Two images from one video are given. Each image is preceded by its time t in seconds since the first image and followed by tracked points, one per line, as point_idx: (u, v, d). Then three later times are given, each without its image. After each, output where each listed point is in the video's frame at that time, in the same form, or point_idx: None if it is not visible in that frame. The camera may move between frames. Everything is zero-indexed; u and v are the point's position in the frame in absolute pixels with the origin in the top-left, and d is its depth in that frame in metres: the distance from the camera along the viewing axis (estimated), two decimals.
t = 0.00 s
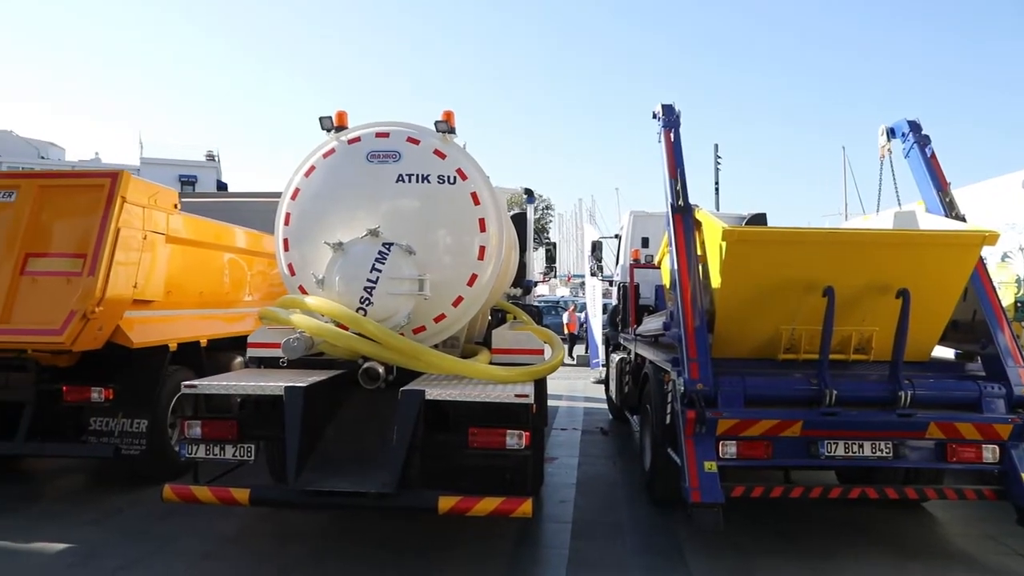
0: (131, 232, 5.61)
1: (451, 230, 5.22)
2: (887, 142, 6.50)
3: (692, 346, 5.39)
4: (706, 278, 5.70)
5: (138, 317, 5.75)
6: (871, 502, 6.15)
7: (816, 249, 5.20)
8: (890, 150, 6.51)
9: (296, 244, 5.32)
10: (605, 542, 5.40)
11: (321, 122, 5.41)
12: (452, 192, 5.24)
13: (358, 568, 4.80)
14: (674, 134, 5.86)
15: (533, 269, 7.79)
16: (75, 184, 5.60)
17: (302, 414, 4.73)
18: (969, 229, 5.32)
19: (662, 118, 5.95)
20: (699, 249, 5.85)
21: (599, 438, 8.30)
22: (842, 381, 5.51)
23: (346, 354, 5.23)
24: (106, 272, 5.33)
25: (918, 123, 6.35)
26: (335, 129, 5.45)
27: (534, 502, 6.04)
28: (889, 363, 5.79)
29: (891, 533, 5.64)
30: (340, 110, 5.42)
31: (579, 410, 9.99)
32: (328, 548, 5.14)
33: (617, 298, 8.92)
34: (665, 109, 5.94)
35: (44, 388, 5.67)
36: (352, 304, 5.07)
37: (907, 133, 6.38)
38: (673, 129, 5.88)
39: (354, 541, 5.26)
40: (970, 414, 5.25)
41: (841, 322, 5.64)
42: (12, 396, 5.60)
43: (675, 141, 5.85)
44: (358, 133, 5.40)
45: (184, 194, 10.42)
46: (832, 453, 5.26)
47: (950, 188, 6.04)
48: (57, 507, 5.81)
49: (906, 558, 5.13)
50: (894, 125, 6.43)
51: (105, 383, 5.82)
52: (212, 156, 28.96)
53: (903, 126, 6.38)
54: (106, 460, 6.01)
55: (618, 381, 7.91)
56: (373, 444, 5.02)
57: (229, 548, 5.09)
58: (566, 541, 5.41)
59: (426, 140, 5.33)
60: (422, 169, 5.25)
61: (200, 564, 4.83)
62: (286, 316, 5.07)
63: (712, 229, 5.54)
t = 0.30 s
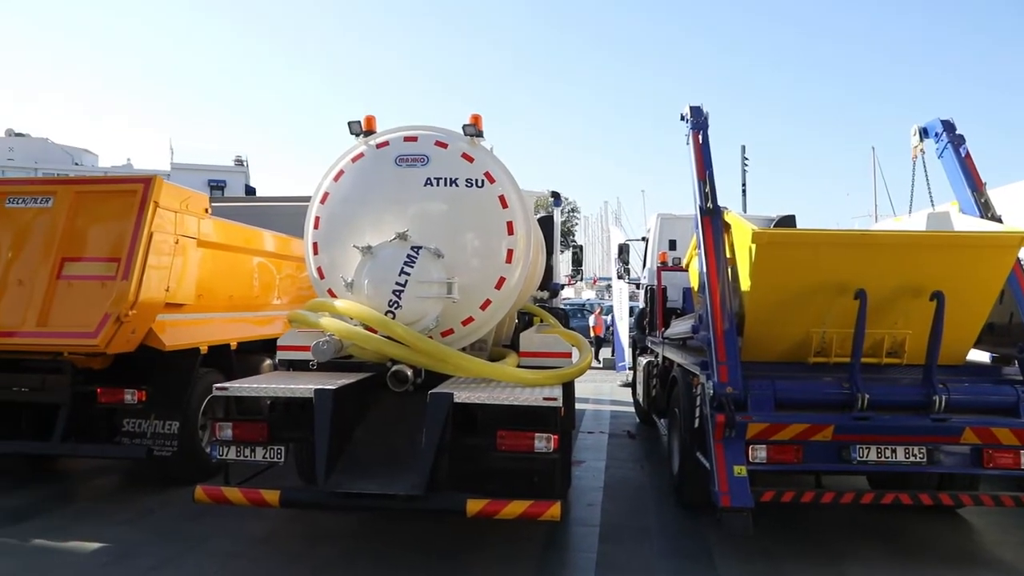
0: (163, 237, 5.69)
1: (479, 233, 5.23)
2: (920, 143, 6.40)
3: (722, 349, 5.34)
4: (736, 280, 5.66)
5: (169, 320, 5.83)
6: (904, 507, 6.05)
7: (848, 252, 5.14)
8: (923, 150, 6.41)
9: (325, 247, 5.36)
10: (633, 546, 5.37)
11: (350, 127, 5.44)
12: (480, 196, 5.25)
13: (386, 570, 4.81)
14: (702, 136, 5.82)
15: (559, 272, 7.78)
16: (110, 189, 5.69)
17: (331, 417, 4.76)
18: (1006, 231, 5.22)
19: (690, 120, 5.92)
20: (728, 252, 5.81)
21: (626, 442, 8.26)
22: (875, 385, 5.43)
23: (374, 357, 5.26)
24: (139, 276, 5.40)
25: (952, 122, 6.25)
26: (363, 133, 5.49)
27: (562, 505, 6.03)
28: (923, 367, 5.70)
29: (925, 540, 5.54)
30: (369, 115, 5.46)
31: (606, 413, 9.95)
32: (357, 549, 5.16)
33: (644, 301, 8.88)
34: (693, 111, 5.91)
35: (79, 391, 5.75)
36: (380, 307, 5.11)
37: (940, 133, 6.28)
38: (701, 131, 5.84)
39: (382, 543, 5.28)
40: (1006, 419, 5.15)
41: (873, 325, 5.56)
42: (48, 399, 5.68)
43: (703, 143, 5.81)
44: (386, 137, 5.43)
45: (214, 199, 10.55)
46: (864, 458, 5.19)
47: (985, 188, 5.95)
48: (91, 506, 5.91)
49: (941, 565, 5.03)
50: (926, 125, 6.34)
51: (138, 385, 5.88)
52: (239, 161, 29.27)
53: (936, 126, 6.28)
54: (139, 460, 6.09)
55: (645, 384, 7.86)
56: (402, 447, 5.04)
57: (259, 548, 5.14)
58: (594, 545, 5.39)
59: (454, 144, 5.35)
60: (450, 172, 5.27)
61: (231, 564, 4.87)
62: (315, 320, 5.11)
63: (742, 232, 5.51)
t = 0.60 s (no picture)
0: (183, 236, 5.74)
1: (497, 231, 5.23)
2: (943, 138, 6.32)
3: (742, 347, 5.31)
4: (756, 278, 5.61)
5: (190, 318, 5.87)
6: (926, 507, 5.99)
7: (869, 249, 5.09)
8: (946, 146, 6.32)
9: (344, 246, 5.38)
10: (652, 545, 5.35)
11: (368, 126, 5.46)
12: (498, 194, 5.25)
13: (405, 567, 4.83)
14: (721, 133, 5.79)
15: (577, 270, 7.76)
16: (132, 189, 5.74)
17: (350, 415, 4.78)
18: None
19: (709, 117, 5.88)
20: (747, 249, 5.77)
21: (644, 440, 8.23)
22: (897, 383, 5.37)
23: (393, 355, 5.27)
24: (159, 275, 5.45)
25: (976, 117, 6.17)
26: (382, 132, 5.50)
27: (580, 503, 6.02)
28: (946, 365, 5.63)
29: (947, 540, 5.48)
30: (387, 114, 5.47)
31: (624, 411, 9.92)
32: (376, 546, 5.18)
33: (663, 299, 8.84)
34: (711, 108, 5.88)
35: (102, 388, 5.79)
36: (399, 305, 5.10)
37: (964, 129, 6.20)
38: (720, 128, 5.81)
39: (401, 540, 5.30)
40: None
41: (895, 322, 5.50)
42: (72, 396, 5.71)
43: (722, 140, 5.78)
44: (405, 136, 5.44)
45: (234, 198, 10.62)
46: (885, 457, 5.13)
47: (1010, 184, 5.91)
48: (114, 502, 5.97)
49: (964, 566, 4.97)
50: (950, 121, 6.25)
51: (160, 383, 5.94)
52: (258, 161, 29.44)
53: (960, 121, 6.20)
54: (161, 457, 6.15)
55: (663, 383, 7.83)
56: (421, 445, 5.05)
57: (279, 545, 5.17)
58: (612, 543, 5.37)
59: (472, 142, 5.35)
60: (468, 171, 5.27)
61: (252, 560, 4.91)
62: (335, 318, 5.13)
63: (763, 229, 5.47)
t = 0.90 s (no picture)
0: (205, 233, 5.78)
1: (517, 228, 5.22)
2: (969, 132, 6.22)
3: (764, 344, 5.27)
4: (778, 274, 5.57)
5: (212, 314, 5.92)
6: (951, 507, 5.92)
7: (893, 245, 5.03)
8: (972, 140, 6.23)
9: (365, 242, 5.39)
10: (672, 542, 5.33)
11: (389, 122, 5.47)
12: (519, 190, 5.24)
13: (425, 562, 4.84)
14: (743, 128, 5.73)
15: (597, 266, 7.73)
16: (155, 186, 5.79)
17: (372, 410, 4.80)
18: None
19: (730, 112, 5.83)
20: (769, 245, 5.72)
21: (664, 437, 8.20)
22: (922, 380, 5.30)
23: (414, 351, 5.29)
24: (182, 271, 5.50)
25: (1003, 110, 6.08)
26: (402, 128, 5.51)
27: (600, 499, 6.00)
28: (972, 362, 5.55)
29: (973, 540, 5.41)
30: (407, 110, 5.47)
31: (643, 408, 9.89)
32: (397, 541, 5.20)
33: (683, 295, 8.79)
34: (733, 103, 5.82)
35: (127, 383, 5.86)
36: (420, 301, 5.12)
37: (991, 122, 6.10)
38: (741, 123, 5.75)
39: (422, 535, 5.31)
40: None
41: (919, 319, 5.43)
42: (97, 391, 5.78)
43: (744, 135, 5.72)
44: (425, 132, 5.44)
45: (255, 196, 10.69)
46: (910, 456, 5.07)
47: None
48: (138, 496, 6.04)
49: (990, 566, 4.90)
50: (976, 114, 6.16)
51: (182, 378, 5.99)
52: (278, 159, 29.65)
53: (987, 114, 6.11)
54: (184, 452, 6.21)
55: (683, 379, 7.78)
56: (441, 440, 5.05)
57: (300, 539, 5.21)
58: (632, 540, 5.36)
59: (492, 138, 5.34)
60: (488, 167, 5.27)
61: (274, 554, 4.95)
62: (356, 314, 5.15)
63: (785, 225, 5.42)
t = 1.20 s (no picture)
0: (229, 231, 5.83)
1: (539, 225, 5.22)
2: (997, 126, 6.13)
3: (788, 342, 5.23)
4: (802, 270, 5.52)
5: (236, 312, 5.97)
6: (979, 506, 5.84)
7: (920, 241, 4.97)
8: (1001, 134, 6.14)
9: (387, 240, 5.41)
10: (695, 540, 5.30)
11: (411, 120, 5.48)
12: (540, 187, 5.23)
13: (448, 559, 4.86)
14: (765, 123, 5.67)
15: (618, 264, 7.70)
16: (180, 185, 5.84)
17: (394, 407, 4.82)
18: None
19: (752, 108, 5.77)
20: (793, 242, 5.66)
21: (685, 435, 8.15)
22: (949, 378, 5.23)
23: (435, 348, 5.30)
24: (206, 269, 5.55)
25: None
26: (423, 126, 5.52)
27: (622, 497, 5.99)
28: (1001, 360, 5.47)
29: (1002, 541, 5.33)
30: (429, 108, 5.48)
31: (665, 406, 9.84)
32: (419, 538, 5.22)
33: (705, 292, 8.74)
34: (755, 98, 5.75)
35: (152, 378, 5.94)
36: (442, 299, 5.13)
37: (1020, 116, 6.01)
38: (764, 119, 5.70)
39: (444, 532, 5.32)
40: None
41: (947, 317, 5.36)
42: (123, 387, 5.86)
43: (767, 131, 5.66)
44: (447, 130, 5.44)
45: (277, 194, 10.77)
46: (937, 455, 5.01)
47: None
48: (163, 491, 6.12)
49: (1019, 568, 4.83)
50: (1005, 108, 6.07)
51: (206, 374, 6.04)
52: (300, 158, 29.86)
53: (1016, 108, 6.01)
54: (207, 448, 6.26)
55: (705, 377, 7.74)
56: (463, 437, 5.06)
57: (324, 535, 5.24)
58: (655, 538, 5.34)
59: (514, 136, 5.34)
60: (510, 164, 5.26)
61: (298, 550, 4.99)
62: (378, 311, 5.16)
63: (809, 222, 5.37)
